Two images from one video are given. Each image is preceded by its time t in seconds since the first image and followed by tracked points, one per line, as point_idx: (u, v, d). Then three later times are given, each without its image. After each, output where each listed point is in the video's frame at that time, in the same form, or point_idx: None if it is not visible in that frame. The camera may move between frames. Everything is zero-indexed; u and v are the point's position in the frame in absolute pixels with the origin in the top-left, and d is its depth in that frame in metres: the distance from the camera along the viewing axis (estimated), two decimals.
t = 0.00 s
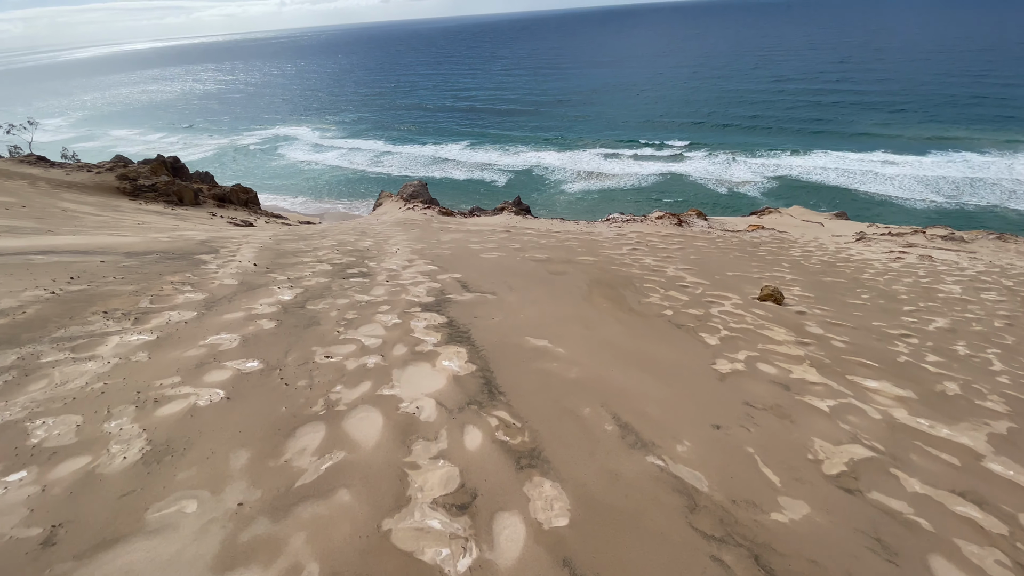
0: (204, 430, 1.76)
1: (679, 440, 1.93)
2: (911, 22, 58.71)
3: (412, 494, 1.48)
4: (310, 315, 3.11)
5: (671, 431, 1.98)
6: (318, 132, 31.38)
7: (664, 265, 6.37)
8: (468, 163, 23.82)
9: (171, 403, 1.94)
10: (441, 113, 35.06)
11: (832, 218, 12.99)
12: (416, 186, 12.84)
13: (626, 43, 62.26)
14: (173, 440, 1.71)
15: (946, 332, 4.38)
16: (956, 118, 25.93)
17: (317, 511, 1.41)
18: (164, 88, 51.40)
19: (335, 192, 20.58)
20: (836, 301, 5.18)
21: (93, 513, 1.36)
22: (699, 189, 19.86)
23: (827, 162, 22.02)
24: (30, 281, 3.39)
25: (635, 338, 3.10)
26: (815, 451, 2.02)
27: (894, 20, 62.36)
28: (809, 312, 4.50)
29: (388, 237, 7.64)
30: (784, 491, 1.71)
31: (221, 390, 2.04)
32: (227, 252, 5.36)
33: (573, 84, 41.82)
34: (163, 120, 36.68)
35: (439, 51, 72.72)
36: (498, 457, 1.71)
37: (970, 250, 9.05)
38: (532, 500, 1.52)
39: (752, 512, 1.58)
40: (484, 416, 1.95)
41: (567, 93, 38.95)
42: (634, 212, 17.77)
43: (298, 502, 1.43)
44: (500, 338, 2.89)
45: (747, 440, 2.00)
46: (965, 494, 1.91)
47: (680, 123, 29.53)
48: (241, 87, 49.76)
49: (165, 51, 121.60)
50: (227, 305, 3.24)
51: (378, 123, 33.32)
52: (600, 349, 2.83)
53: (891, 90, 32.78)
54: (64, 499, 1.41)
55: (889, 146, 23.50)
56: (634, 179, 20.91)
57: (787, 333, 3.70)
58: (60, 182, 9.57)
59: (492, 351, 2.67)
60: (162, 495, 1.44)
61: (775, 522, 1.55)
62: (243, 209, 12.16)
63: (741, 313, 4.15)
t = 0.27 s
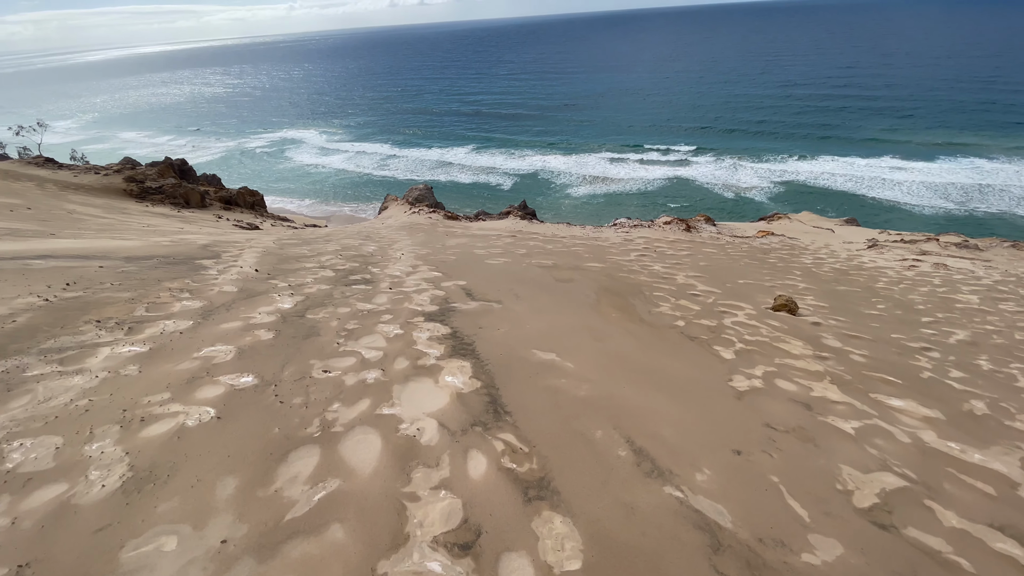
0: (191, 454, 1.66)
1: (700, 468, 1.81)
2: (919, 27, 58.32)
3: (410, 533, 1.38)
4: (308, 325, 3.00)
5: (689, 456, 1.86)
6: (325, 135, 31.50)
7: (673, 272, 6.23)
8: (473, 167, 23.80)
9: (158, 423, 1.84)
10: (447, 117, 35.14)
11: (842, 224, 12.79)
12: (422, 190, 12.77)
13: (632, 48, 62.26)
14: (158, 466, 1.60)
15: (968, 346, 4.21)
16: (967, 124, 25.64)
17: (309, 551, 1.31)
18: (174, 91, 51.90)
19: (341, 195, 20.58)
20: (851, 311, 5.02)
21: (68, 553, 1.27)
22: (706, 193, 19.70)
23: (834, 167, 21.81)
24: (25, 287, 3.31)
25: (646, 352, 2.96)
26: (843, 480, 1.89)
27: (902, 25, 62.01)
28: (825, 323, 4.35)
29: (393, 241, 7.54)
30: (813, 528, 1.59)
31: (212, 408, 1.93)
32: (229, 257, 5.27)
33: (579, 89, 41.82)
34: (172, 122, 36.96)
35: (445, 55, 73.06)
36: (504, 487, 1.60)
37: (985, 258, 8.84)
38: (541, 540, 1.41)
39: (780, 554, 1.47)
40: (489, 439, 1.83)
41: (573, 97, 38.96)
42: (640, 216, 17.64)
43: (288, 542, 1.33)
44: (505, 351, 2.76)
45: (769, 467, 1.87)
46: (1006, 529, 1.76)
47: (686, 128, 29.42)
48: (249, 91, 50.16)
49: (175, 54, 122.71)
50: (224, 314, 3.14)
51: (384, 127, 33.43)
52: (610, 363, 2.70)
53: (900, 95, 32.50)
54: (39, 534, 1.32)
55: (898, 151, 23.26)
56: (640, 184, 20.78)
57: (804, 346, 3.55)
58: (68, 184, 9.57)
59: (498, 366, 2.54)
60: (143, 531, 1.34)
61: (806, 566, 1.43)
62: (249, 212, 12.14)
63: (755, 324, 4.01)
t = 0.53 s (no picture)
0: (169, 483, 1.52)
1: (725, 499, 1.66)
2: (925, 30, 58.05)
3: None
4: (304, 334, 2.87)
5: (712, 483, 1.71)
6: (329, 139, 31.57)
7: (681, 277, 6.09)
8: (477, 170, 23.73)
9: (138, 444, 1.71)
10: (451, 121, 35.20)
11: (852, 228, 12.58)
12: (426, 193, 12.67)
13: (636, 52, 62.31)
14: (132, 496, 1.47)
15: (993, 357, 4.02)
16: (975, 128, 25.40)
17: None
18: (181, 96, 52.31)
19: (344, 198, 20.54)
20: (868, 319, 4.85)
21: None
22: (712, 197, 19.53)
23: (841, 171, 21.59)
24: (14, 293, 3.21)
25: (659, 363, 2.81)
26: (879, 512, 1.73)
27: (908, 28, 61.73)
28: (843, 331, 4.19)
29: (396, 245, 7.44)
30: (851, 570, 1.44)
31: (196, 427, 1.80)
32: (227, 262, 5.16)
33: (583, 93, 41.82)
34: (178, 126, 37.17)
35: (449, 59, 73.38)
36: (511, 524, 1.45)
37: (1000, 263, 8.63)
38: None
39: None
40: (493, 464, 1.69)
41: (577, 101, 38.95)
42: (645, 220, 17.48)
43: None
44: (510, 363, 2.61)
45: (799, 496, 1.72)
46: None
47: (691, 131, 29.26)
48: (255, 95, 50.47)
49: (182, 59, 123.75)
50: (217, 322, 3.01)
51: (388, 131, 33.51)
52: (621, 376, 2.54)
53: (907, 99, 32.26)
54: None
55: (905, 155, 23.03)
56: (645, 187, 20.65)
57: (822, 356, 3.39)
58: (72, 187, 9.52)
59: (502, 378, 2.40)
60: (112, 572, 1.22)
61: None
62: (253, 215, 12.08)
63: (769, 333, 3.85)
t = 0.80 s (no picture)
0: (136, 519, 1.36)
1: (756, 534, 1.49)
2: (927, 32, 57.91)
3: None
4: (296, 343, 2.72)
5: (739, 515, 1.56)
6: (331, 142, 31.55)
7: (689, 281, 5.92)
8: (478, 174, 23.63)
9: (105, 471, 1.55)
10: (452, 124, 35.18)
11: (858, 230, 12.39)
12: (427, 196, 12.54)
13: (637, 55, 62.30)
14: (94, 534, 1.32)
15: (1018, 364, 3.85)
16: (980, 129, 25.20)
17: None
18: (184, 100, 52.48)
19: (346, 202, 20.45)
20: (885, 324, 4.68)
21: None
22: (715, 199, 19.37)
23: (844, 173, 21.39)
24: None
25: (672, 374, 2.64)
26: (925, 548, 1.56)
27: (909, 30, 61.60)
28: (861, 339, 4.00)
29: (396, 249, 7.29)
30: None
31: (170, 450, 1.64)
32: (222, 267, 5.00)
33: (585, 96, 41.78)
34: (181, 130, 37.21)
35: (450, 63, 73.56)
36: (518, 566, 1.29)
37: (1014, 266, 8.43)
38: None
39: None
40: (497, 495, 1.53)
41: (578, 104, 38.89)
42: (648, 222, 17.33)
43: None
44: (514, 374, 2.44)
45: (836, 530, 1.56)
46: None
47: (693, 134, 29.14)
48: (257, 99, 50.60)
49: (185, 64, 124.22)
50: (204, 331, 2.85)
51: (390, 134, 33.49)
52: (633, 389, 2.38)
53: (910, 100, 32.07)
54: None
55: (909, 156, 22.84)
56: (647, 189, 20.50)
57: (843, 366, 3.22)
58: (72, 190, 9.42)
59: (506, 392, 2.24)
60: None
61: None
62: (254, 218, 11.96)
63: (785, 340, 3.68)
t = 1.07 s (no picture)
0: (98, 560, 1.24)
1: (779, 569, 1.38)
2: (927, 31, 57.78)
3: None
4: (286, 353, 2.59)
5: (759, 544, 1.45)
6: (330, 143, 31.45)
7: (694, 283, 5.78)
8: (478, 174, 23.51)
9: (72, 503, 1.43)
10: (452, 125, 35.08)
11: (862, 229, 12.25)
12: (427, 197, 12.41)
13: (637, 54, 62.18)
14: None
15: None
16: (982, 127, 25.07)
17: None
18: (184, 102, 52.41)
19: (345, 203, 20.34)
20: (896, 327, 4.54)
21: None
22: (716, 198, 19.24)
23: (845, 172, 21.25)
24: None
25: (681, 384, 2.51)
26: None
27: (910, 28, 61.49)
28: (873, 343, 3.86)
29: (395, 250, 7.16)
30: None
31: (142, 478, 1.54)
32: (214, 271, 4.87)
33: (585, 96, 41.69)
34: (180, 132, 37.14)
35: (450, 64, 73.50)
36: None
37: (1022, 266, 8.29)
38: None
39: None
40: (496, 526, 1.42)
41: (578, 104, 38.78)
42: (649, 222, 17.20)
43: None
44: (516, 387, 2.31)
45: (864, 562, 1.45)
46: None
47: (694, 133, 29.02)
48: (257, 100, 50.54)
49: (185, 64, 123.75)
50: (191, 340, 2.72)
51: (389, 135, 33.41)
52: (640, 402, 2.25)
53: (912, 99, 31.92)
54: None
55: (911, 155, 22.70)
56: (648, 189, 20.38)
57: (858, 372, 3.08)
58: (69, 192, 9.30)
59: (507, 406, 2.11)
60: None
61: None
62: (253, 220, 11.83)
63: (795, 345, 3.54)
